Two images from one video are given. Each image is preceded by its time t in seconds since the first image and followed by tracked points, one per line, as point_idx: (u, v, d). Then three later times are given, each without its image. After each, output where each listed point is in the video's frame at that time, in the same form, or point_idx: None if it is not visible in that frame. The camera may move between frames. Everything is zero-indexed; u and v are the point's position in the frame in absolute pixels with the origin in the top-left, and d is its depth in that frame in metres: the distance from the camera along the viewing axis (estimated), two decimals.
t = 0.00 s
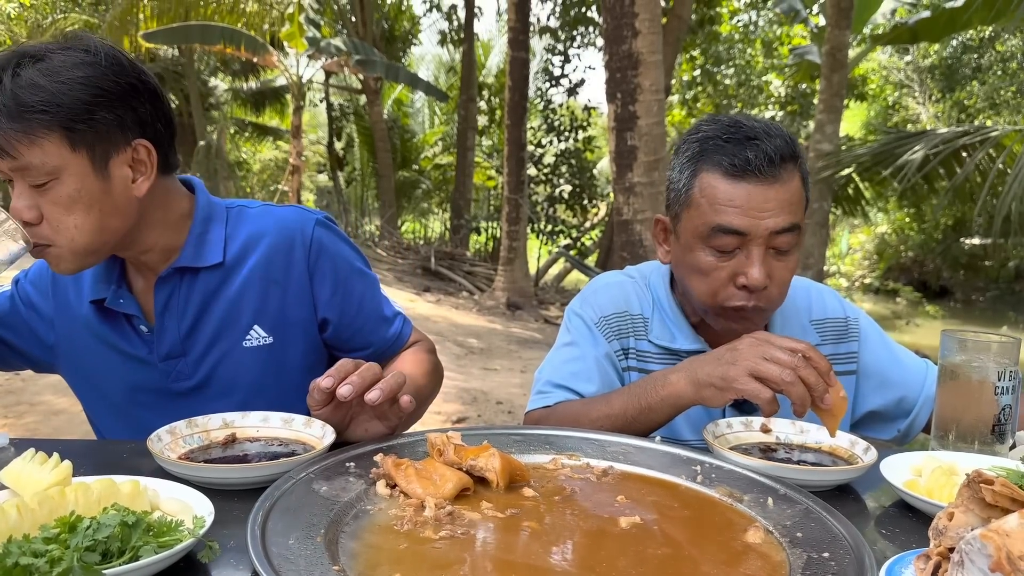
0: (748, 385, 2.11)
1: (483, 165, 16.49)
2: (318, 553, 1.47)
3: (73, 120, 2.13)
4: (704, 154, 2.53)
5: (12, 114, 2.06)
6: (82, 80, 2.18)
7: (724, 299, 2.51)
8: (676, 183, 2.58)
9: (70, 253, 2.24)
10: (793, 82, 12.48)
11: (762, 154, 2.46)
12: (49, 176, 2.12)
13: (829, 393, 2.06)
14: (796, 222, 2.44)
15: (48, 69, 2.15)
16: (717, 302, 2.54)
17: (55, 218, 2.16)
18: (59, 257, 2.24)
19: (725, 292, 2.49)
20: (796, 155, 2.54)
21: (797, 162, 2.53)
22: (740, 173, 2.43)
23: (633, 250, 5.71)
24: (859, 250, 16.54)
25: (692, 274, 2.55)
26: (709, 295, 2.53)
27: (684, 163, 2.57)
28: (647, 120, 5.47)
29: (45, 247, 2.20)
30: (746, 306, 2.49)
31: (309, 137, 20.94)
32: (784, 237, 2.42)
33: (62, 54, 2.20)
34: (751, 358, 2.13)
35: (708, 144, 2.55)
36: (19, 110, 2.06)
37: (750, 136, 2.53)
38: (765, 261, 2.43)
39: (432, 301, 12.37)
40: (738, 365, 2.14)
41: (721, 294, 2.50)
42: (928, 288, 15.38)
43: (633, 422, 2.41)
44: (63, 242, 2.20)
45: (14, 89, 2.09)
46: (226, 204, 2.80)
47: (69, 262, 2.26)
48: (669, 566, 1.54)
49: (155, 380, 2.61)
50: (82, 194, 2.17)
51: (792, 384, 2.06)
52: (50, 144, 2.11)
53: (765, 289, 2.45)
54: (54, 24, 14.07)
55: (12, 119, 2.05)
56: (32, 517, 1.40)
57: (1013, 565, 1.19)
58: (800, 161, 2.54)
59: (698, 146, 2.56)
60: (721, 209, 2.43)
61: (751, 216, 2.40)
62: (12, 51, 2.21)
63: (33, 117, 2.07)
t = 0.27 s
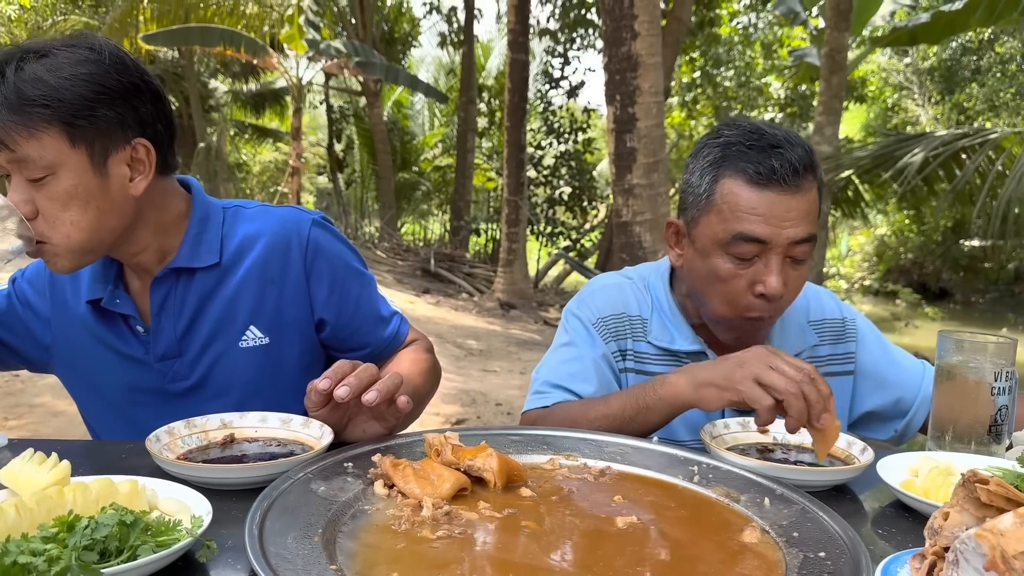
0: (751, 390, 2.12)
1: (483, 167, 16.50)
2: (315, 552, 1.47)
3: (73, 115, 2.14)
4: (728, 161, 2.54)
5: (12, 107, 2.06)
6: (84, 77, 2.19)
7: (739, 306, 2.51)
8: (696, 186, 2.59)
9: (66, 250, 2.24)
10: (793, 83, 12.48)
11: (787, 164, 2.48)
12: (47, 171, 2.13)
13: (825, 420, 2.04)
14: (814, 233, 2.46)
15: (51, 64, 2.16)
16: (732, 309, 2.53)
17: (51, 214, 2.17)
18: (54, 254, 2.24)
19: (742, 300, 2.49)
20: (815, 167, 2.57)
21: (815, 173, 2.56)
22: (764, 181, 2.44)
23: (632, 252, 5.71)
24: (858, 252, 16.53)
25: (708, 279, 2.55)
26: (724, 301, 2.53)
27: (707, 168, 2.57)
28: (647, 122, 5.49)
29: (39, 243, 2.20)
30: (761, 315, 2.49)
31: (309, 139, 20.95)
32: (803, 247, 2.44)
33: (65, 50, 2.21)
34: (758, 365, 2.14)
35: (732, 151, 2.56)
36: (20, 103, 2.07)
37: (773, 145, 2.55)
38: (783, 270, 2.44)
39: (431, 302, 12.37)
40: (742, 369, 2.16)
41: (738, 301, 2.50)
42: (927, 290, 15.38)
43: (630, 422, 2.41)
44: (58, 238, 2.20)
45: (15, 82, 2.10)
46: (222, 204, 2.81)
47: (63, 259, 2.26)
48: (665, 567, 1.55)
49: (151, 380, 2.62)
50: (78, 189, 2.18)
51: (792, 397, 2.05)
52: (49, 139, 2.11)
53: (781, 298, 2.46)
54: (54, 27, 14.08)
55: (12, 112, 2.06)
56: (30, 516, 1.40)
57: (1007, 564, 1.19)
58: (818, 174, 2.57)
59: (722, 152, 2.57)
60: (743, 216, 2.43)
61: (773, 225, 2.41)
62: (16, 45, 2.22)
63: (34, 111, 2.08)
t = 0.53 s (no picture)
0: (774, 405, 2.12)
1: (482, 168, 16.51)
2: (316, 555, 1.48)
3: (76, 113, 2.15)
4: (741, 164, 2.55)
5: (16, 102, 2.08)
6: (89, 76, 2.20)
7: (743, 309, 2.52)
8: (707, 187, 2.59)
9: (64, 249, 2.24)
10: (792, 86, 12.50)
11: (799, 170, 2.49)
12: (47, 168, 2.14)
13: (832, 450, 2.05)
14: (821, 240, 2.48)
15: (57, 62, 2.18)
16: (737, 312, 2.54)
17: (49, 211, 2.17)
18: (52, 252, 2.24)
19: (748, 302, 2.50)
20: (826, 174, 2.57)
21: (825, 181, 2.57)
22: (775, 185, 2.44)
23: (631, 254, 5.71)
24: (858, 254, 16.53)
25: (714, 280, 2.55)
26: (729, 302, 2.53)
27: (719, 170, 2.58)
28: (646, 124, 5.50)
29: (37, 239, 2.21)
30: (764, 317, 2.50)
31: (309, 141, 20.96)
32: (810, 253, 2.45)
33: (73, 50, 2.24)
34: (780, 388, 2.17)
35: (745, 154, 2.57)
36: (24, 99, 2.09)
37: (786, 150, 2.55)
38: (790, 275, 2.45)
39: (431, 304, 12.38)
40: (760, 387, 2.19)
41: (744, 303, 2.51)
42: (927, 291, 15.38)
43: (629, 423, 2.42)
44: (55, 235, 2.20)
45: (21, 79, 2.12)
46: (222, 206, 2.81)
47: (61, 257, 2.26)
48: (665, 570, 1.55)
49: (150, 384, 2.62)
50: (78, 187, 2.18)
51: (811, 419, 2.06)
52: (51, 136, 2.13)
53: (786, 303, 2.47)
54: (54, 29, 14.08)
55: (15, 107, 2.08)
56: (32, 519, 1.41)
57: (1004, 568, 1.20)
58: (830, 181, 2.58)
59: (736, 156, 2.58)
60: (752, 219, 2.44)
61: (784, 229, 2.41)
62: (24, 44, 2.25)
63: (37, 107, 2.09)
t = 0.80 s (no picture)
0: (766, 399, 2.16)
1: (482, 170, 16.52)
2: (316, 555, 1.48)
3: (79, 105, 2.16)
4: (740, 157, 2.56)
5: (19, 91, 2.10)
6: (93, 68, 2.22)
7: (751, 301, 2.51)
8: (708, 183, 2.60)
9: (62, 242, 2.24)
10: (792, 87, 12.51)
11: (799, 160, 2.50)
12: (47, 159, 2.15)
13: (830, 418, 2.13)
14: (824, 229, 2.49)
15: (63, 55, 2.20)
16: (745, 306, 2.53)
17: (48, 202, 2.17)
18: (50, 245, 2.24)
19: (754, 294, 2.49)
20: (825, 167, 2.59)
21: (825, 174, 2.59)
22: (777, 176, 2.45)
23: (631, 256, 5.71)
24: (857, 256, 16.53)
25: (719, 274, 2.56)
26: (737, 296, 2.53)
27: (719, 165, 2.60)
28: (645, 126, 5.51)
29: (35, 231, 2.21)
30: (772, 310, 2.49)
31: (308, 143, 20.98)
32: (814, 243, 2.46)
33: (79, 43, 2.26)
34: (768, 373, 2.20)
35: (743, 148, 2.58)
36: (28, 89, 2.10)
37: (785, 143, 2.57)
38: (795, 265, 2.45)
39: (431, 306, 12.39)
40: (752, 374, 2.21)
41: (751, 296, 2.50)
42: (926, 293, 15.38)
43: (629, 425, 2.42)
44: (53, 226, 2.20)
45: (26, 69, 2.14)
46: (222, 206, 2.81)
47: (59, 249, 2.26)
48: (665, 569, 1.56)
49: (149, 383, 2.62)
50: (77, 178, 2.18)
51: (807, 403, 2.12)
52: (54, 127, 2.14)
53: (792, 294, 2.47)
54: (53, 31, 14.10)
55: (19, 96, 2.09)
56: (33, 519, 1.41)
57: (1003, 567, 1.20)
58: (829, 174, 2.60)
59: (734, 149, 2.59)
60: (756, 211, 2.45)
61: (786, 220, 2.42)
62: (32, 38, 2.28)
63: (41, 97, 2.11)
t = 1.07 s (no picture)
0: (741, 396, 2.14)
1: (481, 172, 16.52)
2: (312, 558, 1.48)
3: (77, 100, 2.18)
4: (734, 157, 2.56)
5: (18, 84, 2.11)
6: (92, 65, 2.24)
7: (747, 299, 2.54)
8: (703, 182, 2.60)
9: (57, 237, 2.24)
10: (791, 89, 12.51)
11: (794, 159, 2.50)
12: (44, 154, 2.15)
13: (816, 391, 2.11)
14: (819, 227, 2.50)
15: (63, 50, 2.22)
16: (739, 304, 2.56)
17: (43, 197, 2.17)
18: (46, 240, 2.24)
19: (751, 293, 2.51)
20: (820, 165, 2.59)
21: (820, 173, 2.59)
22: (773, 175, 2.46)
23: (630, 257, 5.71)
24: (856, 257, 16.53)
25: (714, 273, 2.57)
26: (733, 295, 2.55)
27: (713, 164, 2.59)
28: (644, 128, 5.51)
29: (30, 226, 2.21)
30: (768, 307, 2.52)
31: (308, 144, 20.99)
32: (809, 241, 2.47)
33: (80, 39, 2.28)
34: (744, 367, 2.15)
35: (738, 147, 2.58)
36: (27, 83, 2.11)
37: (780, 141, 2.57)
38: (791, 264, 2.47)
39: (430, 307, 12.39)
40: (729, 374, 2.17)
41: (747, 294, 2.52)
42: (925, 295, 15.34)
43: (622, 427, 2.41)
44: (48, 220, 2.20)
45: (25, 63, 2.15)
46: (216, 205, 2.82)
47: (54, 245, 2.25)
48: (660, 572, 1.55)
49: (141, 382, 2.62)
50: (74, 174, 2.19)
51: (781, 395, 2.07)
52: (52, 122, 2.15)
53: (789, 292, 2.49)
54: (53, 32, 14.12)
55: (17, 90, 2.10)
56: (28, 523, 1.41)
57: (997, 570, 1.20)
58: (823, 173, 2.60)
59: (728, 149, 2.59)
60: (751, 210, 2.46)
61: (782, 219, 2.43)
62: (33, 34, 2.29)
63: (39, 92, 2.12)
